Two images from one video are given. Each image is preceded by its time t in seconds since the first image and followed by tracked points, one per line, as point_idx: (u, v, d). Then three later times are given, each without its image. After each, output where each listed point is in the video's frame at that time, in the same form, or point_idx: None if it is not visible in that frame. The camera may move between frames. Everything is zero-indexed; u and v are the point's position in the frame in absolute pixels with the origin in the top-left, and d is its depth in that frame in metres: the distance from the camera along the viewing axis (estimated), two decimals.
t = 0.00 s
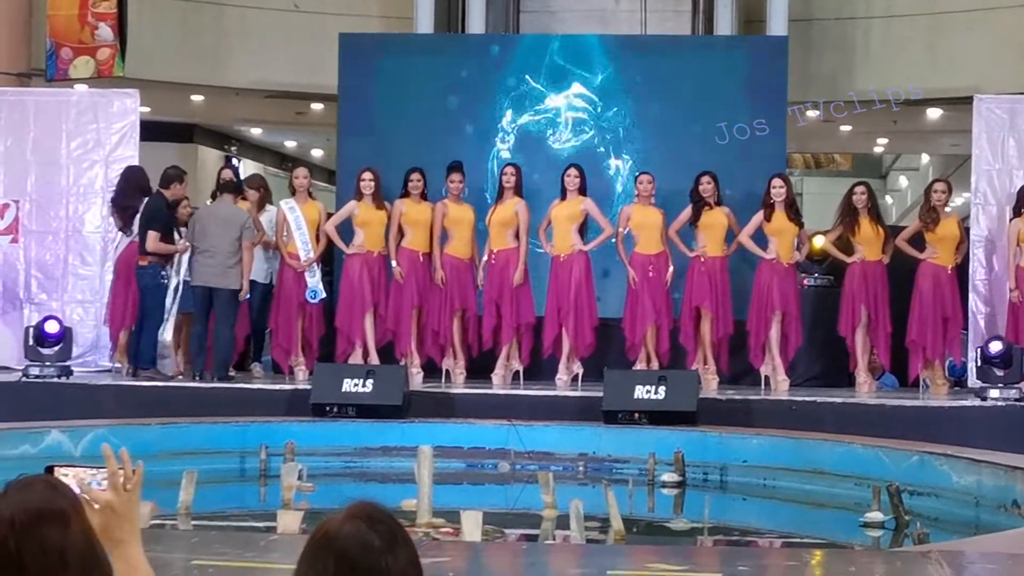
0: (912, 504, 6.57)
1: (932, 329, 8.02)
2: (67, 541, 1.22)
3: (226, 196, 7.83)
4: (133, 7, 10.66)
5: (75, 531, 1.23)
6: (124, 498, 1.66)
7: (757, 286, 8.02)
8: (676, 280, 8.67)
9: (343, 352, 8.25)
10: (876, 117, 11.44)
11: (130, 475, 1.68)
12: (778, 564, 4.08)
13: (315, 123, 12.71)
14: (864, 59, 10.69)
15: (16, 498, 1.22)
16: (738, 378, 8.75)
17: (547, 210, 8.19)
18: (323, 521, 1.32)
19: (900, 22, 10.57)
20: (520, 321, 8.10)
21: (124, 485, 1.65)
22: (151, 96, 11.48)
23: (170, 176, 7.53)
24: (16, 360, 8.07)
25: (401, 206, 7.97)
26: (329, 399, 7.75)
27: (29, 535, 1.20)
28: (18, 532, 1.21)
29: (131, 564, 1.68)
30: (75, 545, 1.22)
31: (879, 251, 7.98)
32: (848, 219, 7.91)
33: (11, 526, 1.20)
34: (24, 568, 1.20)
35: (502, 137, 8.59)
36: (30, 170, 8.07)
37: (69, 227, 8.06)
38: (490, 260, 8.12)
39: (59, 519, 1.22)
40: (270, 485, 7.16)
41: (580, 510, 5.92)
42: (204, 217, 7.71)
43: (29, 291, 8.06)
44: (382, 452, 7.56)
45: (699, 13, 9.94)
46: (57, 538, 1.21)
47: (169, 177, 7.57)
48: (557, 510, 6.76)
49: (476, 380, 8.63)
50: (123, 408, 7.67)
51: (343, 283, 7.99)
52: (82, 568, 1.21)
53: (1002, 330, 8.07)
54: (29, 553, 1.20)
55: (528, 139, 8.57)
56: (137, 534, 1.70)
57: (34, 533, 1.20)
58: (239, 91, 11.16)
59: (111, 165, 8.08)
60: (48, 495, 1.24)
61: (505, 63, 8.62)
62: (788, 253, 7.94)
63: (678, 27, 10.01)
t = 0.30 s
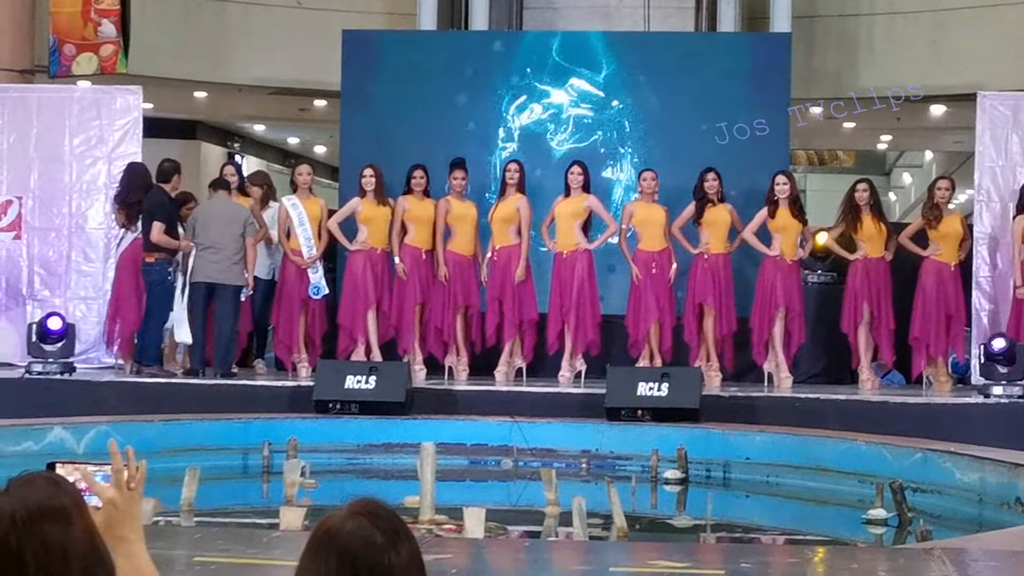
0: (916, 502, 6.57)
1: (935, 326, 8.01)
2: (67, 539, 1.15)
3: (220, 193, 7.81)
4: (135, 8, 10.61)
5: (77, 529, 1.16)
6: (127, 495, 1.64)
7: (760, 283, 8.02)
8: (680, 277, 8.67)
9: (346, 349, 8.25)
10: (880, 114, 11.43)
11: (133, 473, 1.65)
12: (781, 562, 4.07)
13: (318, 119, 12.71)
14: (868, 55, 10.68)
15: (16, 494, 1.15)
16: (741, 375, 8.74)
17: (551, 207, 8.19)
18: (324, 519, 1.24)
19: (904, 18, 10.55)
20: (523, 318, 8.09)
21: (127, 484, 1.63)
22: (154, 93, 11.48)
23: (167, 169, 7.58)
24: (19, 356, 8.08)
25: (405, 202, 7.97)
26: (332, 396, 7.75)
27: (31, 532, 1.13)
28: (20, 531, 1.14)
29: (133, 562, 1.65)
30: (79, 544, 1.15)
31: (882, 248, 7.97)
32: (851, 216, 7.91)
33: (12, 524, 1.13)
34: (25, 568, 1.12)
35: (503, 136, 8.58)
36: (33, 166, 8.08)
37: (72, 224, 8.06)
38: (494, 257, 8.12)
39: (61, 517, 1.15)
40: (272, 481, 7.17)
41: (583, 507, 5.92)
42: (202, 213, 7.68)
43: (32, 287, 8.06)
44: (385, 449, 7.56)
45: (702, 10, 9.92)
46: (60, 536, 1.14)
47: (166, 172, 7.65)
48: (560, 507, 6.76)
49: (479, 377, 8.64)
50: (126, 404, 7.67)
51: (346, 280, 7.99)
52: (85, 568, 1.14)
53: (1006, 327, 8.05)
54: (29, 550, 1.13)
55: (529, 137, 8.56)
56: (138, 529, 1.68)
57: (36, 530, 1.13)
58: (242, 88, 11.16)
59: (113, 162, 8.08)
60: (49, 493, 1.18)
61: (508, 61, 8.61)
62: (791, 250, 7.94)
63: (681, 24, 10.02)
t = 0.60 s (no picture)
0: (920, 501, 6.56)
1: (940, 325, 8.01)
2: (74, 534, 1.13)
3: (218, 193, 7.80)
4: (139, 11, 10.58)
5: (83, 527, 1.14)
6: (141, 500, 1.68)
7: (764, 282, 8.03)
8: (685, 276, 8.66)
9: (351, 347, 8.24)
10: (884, 113, 11.42)
11: (147, 479, 1.69)
12: (785, 562, 4.07)
13: (322, 118, 12.70)
14: (872, 53, 10.68)
15: (23, 492, 1.14)
16: (746, 374, 8.74)
17: (555, 205, 8.18)
18: (325, 520, 1.24)
19: (909, 17, 10.55)
20: (528, 317, 8.08)
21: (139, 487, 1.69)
22: (158, 91, 11.48)
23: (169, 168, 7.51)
24: (24, 354, 8.07)
25: (409, 201, 7.97)
26: (336, 394, 7.75)
27: (36, 529, 1.12)
28: (25, 527, 1.12)
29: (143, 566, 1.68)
30: (84, 542, 1.13)
31: (886, 247, 7.96)
32: (855, 215, 7.90)
33: (18, 520, 1.12)
34: (31, 563, 1.10)
35: (506, 136, 8.58)
36: (38, 164, 8.07)
37: (76, 222, 8.07)
38: (498, 255, 8.10)
39: (65, 514, 1.14)
40: (276, 480, 7.17)
41: (587, 505, 5.92)
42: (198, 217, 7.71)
43: (36, 285, 8.06)
44: (389, 448, 7.56)
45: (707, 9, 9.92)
46: (64, 533, 1.12)
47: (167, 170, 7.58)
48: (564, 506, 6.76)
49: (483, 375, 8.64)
50: (131, 403, 7.68)
51: (352, 278, 7.99)
52: (89, 567, 1.12)
53: (1010, 326, 8.04)
54: (34, 547, 1.11)
55: (530, 138, 8.56)
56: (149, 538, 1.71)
57: (40, 526, 1.12)
58: (246, 86, 11.16)
59: (118, 160, 8.09)
60: (53, 492, 1.17)
61: (510, 61, 8.60)
62: (796, 249, 7.94)
63: (685, 23, 10.02)
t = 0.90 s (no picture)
0: (925, 501, 6.56)
1: (945, 324, 8.00)
2: (81, 536, 1.07)
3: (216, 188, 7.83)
4: (146, 10, 10.59)
5: (90, 527, 1.08)
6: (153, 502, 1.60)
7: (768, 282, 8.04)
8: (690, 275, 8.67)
9: (359, 346, 8.26)
10: (890, 113, 11.42)
11: (160, 483, 1.62)
12: (792, 561, 4.06)
13: (328, 117, 12.70)
14: (878, 53, 10.68)
15: (31, 490, 1.08)
16: (751, 373, 8.75)
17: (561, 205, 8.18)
18: (330, 517, 1.19)
19: (915, 16, 10.54)
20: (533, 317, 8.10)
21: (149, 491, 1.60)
22: (164, 90, 11.48)
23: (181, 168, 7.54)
24: (30, 353, 8.08)
25: (415, 200, 7.98)
26: (342, 394, 7.77)
27: (44, 527, 1.06)
28: (34, 525, 1.07)
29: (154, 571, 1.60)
30: (91, 541, 1.08)
31: (892, 246, 7.96)
32: (860, 215, 7.89)
33: (26, 518, 1.06)
34: (39, 561, 1.05)
35: (509, 137, 8.57)
36: (44, 164, 8.08)
37: (82, 221, 8.08)
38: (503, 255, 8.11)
39: (73, 513, 1.08)
40: (282, 479, 7.18)
41: (594, 504, 5.92)
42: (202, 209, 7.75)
43: (42, 285, 8.06)
44: (395, 447, 7.57)
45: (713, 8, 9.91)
46: (71, 531, 1.06)
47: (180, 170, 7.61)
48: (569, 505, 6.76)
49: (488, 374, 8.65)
50: (137, 402, 7.69)
51: (360, 277, 8.01)
52: (97, 566, 1.07)
53: (1016, 326, 8.03)
54: (43, 545, 1.06)
55: (533, 138, 8.56)
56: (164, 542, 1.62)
57: (48, 524, 1.06)
58: (251, 86, 11.17)
59: (124, 160, 8.10)
60: (60, 491, 1.12)
61: (512, 61, 8.61)
62: (802, 249, 7.93)
63: (690, 23, 10.01)
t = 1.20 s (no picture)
0: (932, 503, 6.55)
1: (952, 326, 8.00)
2: (86, 534, 1.25)
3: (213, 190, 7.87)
4: (153, 13, 10.61)
5: (95, 528, 1.26)
6: (160, 499, 1.64)
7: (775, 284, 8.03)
8: (695, 277, 8.64)
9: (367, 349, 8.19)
10: (896, 115, 11.43)
11: (163, 478, 1.65)
12: (792, 563, 4.08)
13: (334, 119, 12.70)
14: (884, 55, 10.67)
15: (39, 494, 1.26)
16: (757, 375, 8.73)
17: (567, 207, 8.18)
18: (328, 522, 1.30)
19: (921, 18, 10.53)
20: (539, 319, 8.08)
21: (155, 487, 1.64)
22: (170, 92, 11.50)
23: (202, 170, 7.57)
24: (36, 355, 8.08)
25: (422, 203, 7.99)
26: (348, 395, 7.79)
27: (50, 529, 1.24)
28: (40, 525, 1.25)
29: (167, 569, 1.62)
30: (96, 542, 1.25)
31: (898, 249, 7.95)
32: (867, 217, 7.91)
33: (33, 519, 1.25)
34: (47, 561, 1.23)
35: (515, 139, 8.57)
36: (50, 165, 8.08)
37: (89, 223, 8.08)
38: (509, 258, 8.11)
39: (78, 515, 1.26)
40: (288, 480, 7.18)
41: (599, 505, 5.93)
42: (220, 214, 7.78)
43: (49, 286, 8.06)
44: (400, 449, 7.57)
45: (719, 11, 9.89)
46: (76, 533, 1.24)
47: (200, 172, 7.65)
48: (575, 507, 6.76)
49: (494, 376, 8.64)
50: (143, 403, 7.70)
51: (365, 281, 8.03)
52: (102, 565, 1.24)
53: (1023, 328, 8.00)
54: (50, 547, 1.24)
55: (538, 139, 8.56)
56: (176, 541, 1.65)
57: (54, 526, 1.24)
58: (258, 87, 11.18)
59: (130, 162, 8.10)
60: (65, 492, 1.29)
61: (511, 62, 8.60)
62: (807, 251, 7.94)
63: (696, 25, 10.00)
